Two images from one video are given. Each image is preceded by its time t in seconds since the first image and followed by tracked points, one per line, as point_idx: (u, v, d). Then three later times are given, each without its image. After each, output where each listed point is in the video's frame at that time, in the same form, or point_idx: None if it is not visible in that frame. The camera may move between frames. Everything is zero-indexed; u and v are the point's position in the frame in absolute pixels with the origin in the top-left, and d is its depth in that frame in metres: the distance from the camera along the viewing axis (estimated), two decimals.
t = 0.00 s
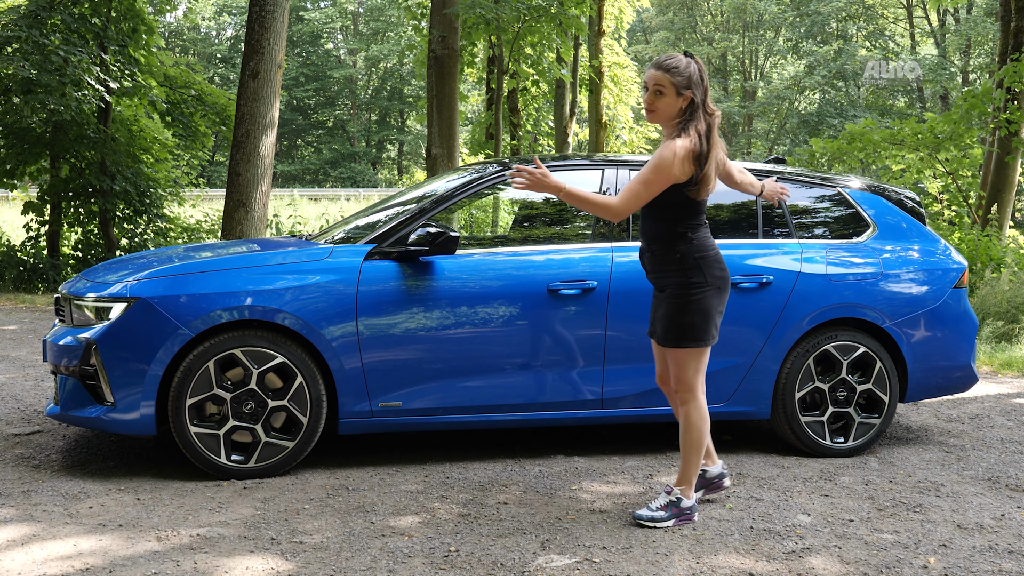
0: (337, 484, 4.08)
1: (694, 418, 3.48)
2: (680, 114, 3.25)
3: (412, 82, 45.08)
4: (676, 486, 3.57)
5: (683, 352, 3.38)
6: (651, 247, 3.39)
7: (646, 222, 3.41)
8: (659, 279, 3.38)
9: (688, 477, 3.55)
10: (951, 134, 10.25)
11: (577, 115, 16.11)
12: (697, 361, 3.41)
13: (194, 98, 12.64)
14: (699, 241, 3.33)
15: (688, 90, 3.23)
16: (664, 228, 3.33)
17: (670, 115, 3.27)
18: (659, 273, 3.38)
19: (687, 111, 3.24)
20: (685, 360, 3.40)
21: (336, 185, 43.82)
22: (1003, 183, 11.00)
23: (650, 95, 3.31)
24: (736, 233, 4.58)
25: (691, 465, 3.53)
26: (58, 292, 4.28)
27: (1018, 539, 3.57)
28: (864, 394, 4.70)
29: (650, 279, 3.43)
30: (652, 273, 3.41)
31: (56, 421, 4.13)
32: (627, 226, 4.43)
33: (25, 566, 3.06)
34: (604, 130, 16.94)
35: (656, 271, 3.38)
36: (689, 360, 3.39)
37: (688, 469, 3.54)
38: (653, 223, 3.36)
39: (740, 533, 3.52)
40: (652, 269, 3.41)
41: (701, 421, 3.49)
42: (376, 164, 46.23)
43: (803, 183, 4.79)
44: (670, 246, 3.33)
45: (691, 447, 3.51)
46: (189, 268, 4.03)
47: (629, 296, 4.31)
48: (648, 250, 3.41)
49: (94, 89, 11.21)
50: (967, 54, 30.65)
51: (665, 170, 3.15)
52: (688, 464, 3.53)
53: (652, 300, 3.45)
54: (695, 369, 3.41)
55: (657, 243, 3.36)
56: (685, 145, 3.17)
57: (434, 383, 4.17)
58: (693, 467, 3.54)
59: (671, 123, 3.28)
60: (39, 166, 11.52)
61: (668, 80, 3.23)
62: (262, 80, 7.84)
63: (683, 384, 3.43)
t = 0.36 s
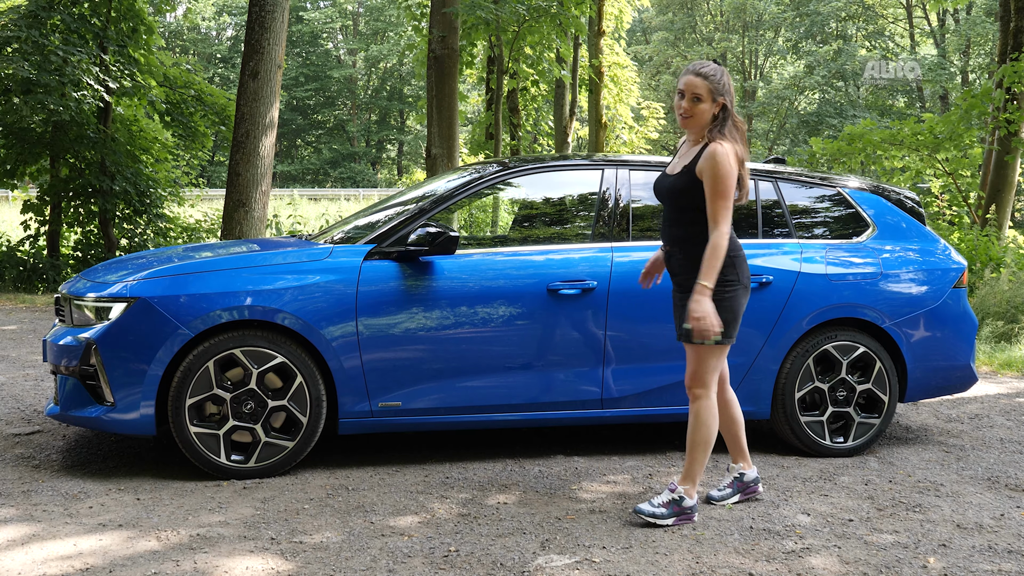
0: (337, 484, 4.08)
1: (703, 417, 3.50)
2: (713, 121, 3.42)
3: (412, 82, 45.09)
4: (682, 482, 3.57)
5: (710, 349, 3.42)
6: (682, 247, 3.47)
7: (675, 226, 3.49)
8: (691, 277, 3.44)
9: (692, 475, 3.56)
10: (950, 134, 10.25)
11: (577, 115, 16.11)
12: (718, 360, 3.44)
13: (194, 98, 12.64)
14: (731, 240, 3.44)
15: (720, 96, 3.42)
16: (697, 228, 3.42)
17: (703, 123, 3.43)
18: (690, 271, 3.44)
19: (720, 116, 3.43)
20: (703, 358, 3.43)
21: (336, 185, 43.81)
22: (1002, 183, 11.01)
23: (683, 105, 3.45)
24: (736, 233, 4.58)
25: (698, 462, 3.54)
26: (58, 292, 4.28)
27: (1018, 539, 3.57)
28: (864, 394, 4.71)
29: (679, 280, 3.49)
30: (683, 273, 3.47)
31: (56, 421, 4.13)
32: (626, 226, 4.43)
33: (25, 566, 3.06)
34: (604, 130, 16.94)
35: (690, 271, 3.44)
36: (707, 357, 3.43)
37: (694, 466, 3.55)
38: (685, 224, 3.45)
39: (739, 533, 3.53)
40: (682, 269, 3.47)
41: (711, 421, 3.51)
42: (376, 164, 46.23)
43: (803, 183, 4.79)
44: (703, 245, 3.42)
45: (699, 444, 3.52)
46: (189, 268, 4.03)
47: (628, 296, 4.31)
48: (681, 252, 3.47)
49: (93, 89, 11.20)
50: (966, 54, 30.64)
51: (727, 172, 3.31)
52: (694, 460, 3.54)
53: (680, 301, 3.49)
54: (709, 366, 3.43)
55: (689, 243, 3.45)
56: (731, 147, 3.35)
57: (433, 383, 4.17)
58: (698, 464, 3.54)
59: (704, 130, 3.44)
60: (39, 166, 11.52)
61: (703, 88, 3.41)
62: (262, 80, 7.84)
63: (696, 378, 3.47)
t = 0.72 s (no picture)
0: (337, 484, 4.08)
1: (714, 407, 3.59)
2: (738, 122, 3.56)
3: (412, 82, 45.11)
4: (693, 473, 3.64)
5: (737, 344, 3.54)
6: (717, 249, 3.52)
7: (710, 227, 3.52)
8: (722, 279, 3.52)
9: (702, 465, 3.65)
10: (951, 134, 10.24)
11: (577, 115, 16.11)
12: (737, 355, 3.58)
13: (193, 98, 12.64)
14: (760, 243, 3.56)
15: (741, 99, 3.58)
16: (737, 231, 3.49)
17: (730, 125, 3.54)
18: (722, 273, 3.52)
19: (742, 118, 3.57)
20: (724, 350, 3.55)
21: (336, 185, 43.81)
22: (1003, 183, 11.00)
23: (709, 106, 3.54)
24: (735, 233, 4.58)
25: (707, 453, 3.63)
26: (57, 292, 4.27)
27: (1018, 539, 3.57)
28: (864, 394, 4.70)
29: (707, 280, 3.55)
30: (713, 274, 3.53)
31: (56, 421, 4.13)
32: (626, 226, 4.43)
33: (25, 566, 3.06)
34: (605, 130, 16.93)
35: (726, 272, 3.51)
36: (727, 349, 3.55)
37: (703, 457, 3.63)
38: (723, 227, 3.49)
39: (739, 533, 3.52)
40: (714, 270, 3.53)
41: (721, 413, 3.60)
42: (376, 164, 46.22)
43: (803, 183, 4.77)
44: (737, 248, 3.50)
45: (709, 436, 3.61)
46: (189, 268, 4.03)
47: (628, 296, 4.30)
48: (714, 253, 3.52)
49: (93, 89, 11.18)
50: (966, 54, 30.60)
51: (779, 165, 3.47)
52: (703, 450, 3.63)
53: (708, 300, 3.56)
54: (726, 357, 3.56)
55: (725, 246, 3.51)
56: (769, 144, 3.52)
57: (433, 383, 4.17)
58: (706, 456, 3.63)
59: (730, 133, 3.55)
60: (39, 166, 11.51)
61: (728, 90, 3.55)
62: (262, 80, 7.84)
63: (713, 366, 3.58)
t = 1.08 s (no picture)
0: (337, 484, 4.08)
1: (709, 401, 3.65)
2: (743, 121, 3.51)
3: (412, 82, 45.12)
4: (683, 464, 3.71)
5: (738, 341, 3.57)
6: (724, 245, 3.53)
7: (717, 223, 3.54)
8: (728, 275, 3.54)
9: (692, 456, 3.72)
10: (951, 134, 10.24)
11: (578, 115, 16.10)
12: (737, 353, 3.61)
13: (194, 98, 12.64)
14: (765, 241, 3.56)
15: (745, 97, 3.52)
16: (742, 228, 3.50)
17: (734, 126, 3.50)
18: (728, 270, 3.53)
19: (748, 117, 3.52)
20: (724, 348, 3.58)
21: (336, 185, 43.82)
22: (1003, 183, 10.99)
23: (708, 114, 3.53)
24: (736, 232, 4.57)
25: (698, 445, 3.70)
26: (57, 292, 4.27)
27: (1018, 538, 3.57)
28: (864, 394, 4.70)
29: (713, 276, 3.57)
30: (719, 270, 3.55)
31: (56, 421, 4.13)
32: (626, 226, 4.42)
33: (25, 566, 3.06)
34: (605, 130, 16.92)
35: (730, 268, 3.53)
36: (727, 347, 3.58)
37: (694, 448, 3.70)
38: (730, 223, 3.51)
39: (739, 533, 3.53)
40: (720, 266, 3.55)
41: (715, 408, 3.66)
42: (376, 164, 46.22)
43: (803, 183, 4.77)
44: (744, 245, 3.52)
45: (702, 429, 3.67)
46: (189, 268, 4.03)
47: (628, 296, 4.30)
48: (720, 248, 3.54)
49: (93, 90, 11.17)
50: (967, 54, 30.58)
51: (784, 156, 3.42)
52: (695, 443, 3.70)
53: (711, 296, 3.58)
54: (725, 354, 3.59)
55: (730, 242, 3.52)
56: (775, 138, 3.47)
57: (433, 383, 4.17)
58: (697, 448, 3.70)
59: (736, 132, 3.51)
60: (39, 166, 11.51)
61: (727, 94, 3.49)
62: (262, 80, 7.84)
63: (712, 362, 3.62)
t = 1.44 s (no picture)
0: (337, 484, 4.08)
1: (692, 399, 3.68)
2: (729, 126, 3.50)
3: (412, 82, 45.12)
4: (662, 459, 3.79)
5: (728, 343, 3.57)
6: (715, 247, 3.55)
7: (709, 225, 3.56)
8: (719, 277, 3.55)
9: (671, 452, 3.78)
10: (951, 134, 10.24)
11: (578, 115, 16.11)
12: (724, 355, 3.60)
13: (194, 98, 12.64)
14: (758, 244, 3.56)
15: (730, 102, 3.49)
16: (732, 230, 3.52)
17: (721, 131, 3.51)
18: (719, 272, 3.55)
19: (734, 122, 3.50)
20: (712, 348, 3.59)
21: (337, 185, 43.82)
22: (1003, 183, 10.99)
23: (695, 120, 3.54)
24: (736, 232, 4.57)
25: (677, 441, 3.75)
26: (57, 292, 4.27)
27: (1018, 538, 3.57)
28: (864, 394, 4.70)
29: (705, 278, 3.59)
30: (710, 272, 3.57)
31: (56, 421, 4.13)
32: (627, 226, 4.42)
33: (25, 566, 3.06)
34: (605, 130, 16.92)
35: (720, 270, 3.54)
36: (711, 347, 3.59)
37: (673, 444, 3.75)
38: (721, 225, 3.53)
39: (740, 533, 3.53)
40: (711, 268, 3.57)
41: (698, 406, 3.69)
42: (376, 164, 46.21)
43: (803, 183, 4.77)
44: (735, 248, 3.53)
45: (683, 426, 3.71)
46: (189, 268, 4.02)
47: (628, 296, 4.30)
48: (711, 251, 3.56)
49: (93, 90, 11.17)
50: (967, 54, 30.59)
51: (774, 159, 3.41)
52: (675, 439, 3.75)
53: (703, 297, 3.60)
54: (712, 354, 3.59)
55: (720, 245, 3.54)
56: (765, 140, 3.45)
57: (433, 383, 4.17)
58: (678, 444, 3.76)
59: (725, 137, 3.52)
60: (39, 166, 11.51)
61: (709, 101, 3.49)
62: (262, 80, 7.84)
63: (698, 361, 3.64)
